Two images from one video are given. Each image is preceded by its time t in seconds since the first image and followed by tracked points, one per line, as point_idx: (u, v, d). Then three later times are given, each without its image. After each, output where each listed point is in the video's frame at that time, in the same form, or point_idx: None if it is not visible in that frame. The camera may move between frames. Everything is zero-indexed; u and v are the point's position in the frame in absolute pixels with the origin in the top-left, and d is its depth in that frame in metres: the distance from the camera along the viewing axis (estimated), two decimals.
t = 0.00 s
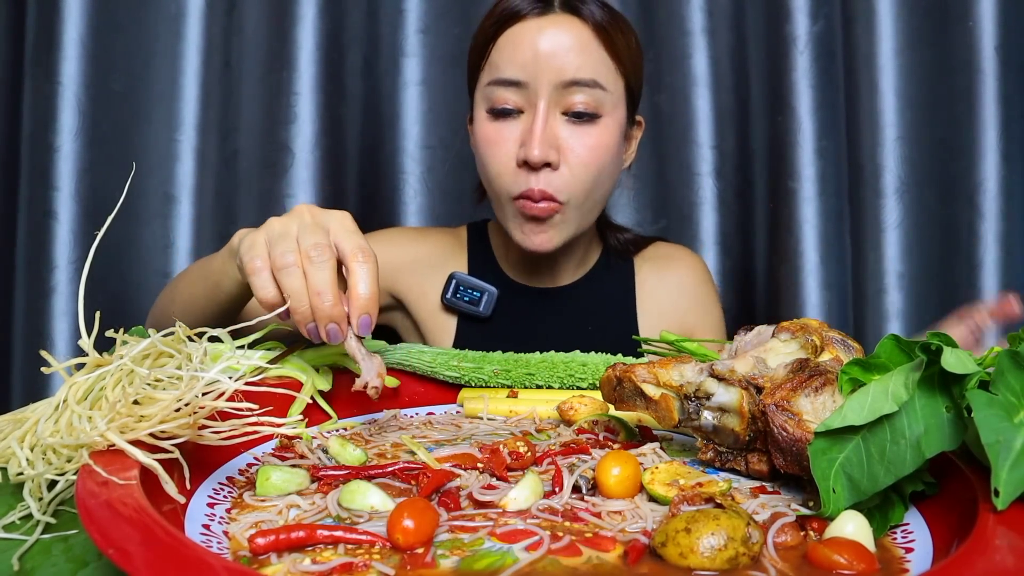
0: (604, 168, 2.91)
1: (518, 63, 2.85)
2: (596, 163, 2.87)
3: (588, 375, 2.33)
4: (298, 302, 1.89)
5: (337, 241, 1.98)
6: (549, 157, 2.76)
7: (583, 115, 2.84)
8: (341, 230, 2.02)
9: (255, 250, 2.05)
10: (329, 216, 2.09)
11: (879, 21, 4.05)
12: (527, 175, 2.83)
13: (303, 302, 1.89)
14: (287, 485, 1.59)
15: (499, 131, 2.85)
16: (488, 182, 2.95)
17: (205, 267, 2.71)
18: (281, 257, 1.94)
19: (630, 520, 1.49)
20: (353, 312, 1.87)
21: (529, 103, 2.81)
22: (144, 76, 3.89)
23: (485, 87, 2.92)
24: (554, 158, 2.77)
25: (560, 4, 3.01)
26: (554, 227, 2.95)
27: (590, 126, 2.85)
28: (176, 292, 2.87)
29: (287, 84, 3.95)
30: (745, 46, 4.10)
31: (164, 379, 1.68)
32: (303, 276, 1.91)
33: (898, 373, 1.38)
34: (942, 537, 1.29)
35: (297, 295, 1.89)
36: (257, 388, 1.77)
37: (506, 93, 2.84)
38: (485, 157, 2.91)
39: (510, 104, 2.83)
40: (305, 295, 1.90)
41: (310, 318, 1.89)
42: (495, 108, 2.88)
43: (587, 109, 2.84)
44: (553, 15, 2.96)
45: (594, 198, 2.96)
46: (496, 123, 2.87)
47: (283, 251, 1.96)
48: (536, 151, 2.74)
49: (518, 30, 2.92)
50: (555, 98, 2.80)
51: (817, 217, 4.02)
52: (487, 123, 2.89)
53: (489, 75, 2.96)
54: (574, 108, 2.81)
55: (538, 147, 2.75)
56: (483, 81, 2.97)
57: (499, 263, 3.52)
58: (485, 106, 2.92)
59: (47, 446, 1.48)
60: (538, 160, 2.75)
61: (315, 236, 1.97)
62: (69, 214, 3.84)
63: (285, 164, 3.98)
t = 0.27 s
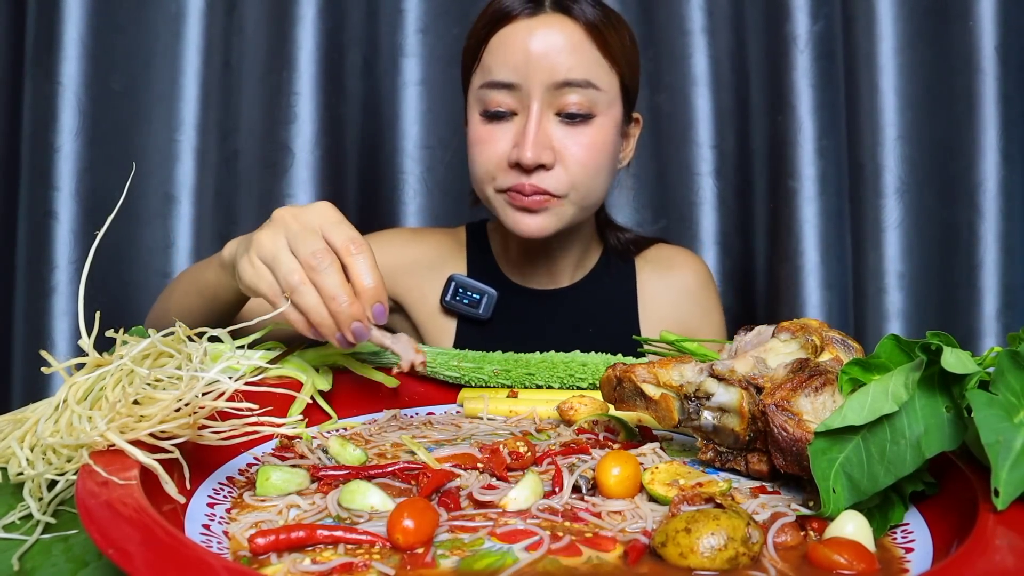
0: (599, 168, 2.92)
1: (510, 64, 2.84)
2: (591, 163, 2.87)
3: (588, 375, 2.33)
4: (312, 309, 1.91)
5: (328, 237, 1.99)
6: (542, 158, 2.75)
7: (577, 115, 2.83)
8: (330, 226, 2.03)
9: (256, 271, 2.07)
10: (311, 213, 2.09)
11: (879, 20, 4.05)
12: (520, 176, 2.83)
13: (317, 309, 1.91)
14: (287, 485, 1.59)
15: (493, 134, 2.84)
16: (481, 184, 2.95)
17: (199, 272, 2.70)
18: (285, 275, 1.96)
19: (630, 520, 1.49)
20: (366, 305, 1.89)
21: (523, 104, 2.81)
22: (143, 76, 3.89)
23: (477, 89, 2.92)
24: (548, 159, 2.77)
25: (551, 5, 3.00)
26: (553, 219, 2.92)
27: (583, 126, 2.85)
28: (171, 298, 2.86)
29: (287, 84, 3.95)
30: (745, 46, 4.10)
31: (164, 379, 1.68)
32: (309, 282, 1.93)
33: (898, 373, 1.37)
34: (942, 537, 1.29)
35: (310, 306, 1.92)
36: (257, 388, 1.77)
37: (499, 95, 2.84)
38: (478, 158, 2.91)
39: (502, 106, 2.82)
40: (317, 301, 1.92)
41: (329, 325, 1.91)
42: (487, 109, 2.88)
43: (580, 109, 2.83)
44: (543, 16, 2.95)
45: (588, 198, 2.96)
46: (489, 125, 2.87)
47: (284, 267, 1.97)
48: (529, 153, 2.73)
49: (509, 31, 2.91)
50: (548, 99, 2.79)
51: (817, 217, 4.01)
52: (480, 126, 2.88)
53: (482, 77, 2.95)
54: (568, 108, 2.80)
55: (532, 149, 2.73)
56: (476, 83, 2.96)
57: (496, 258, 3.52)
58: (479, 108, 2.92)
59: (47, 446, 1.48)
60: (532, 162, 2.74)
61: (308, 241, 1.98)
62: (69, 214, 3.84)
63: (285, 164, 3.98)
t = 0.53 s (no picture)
0: (613, 170, 2.90)
1: (526, 62, 2.83)
2: (605, 165, 2.86)
3: (588, 375, 2.32)
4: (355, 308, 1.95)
5: (336, 235, 1.97)
6: (554, 159, 2.74)
7: (593, 117, 2.82)
8: (331, 221, 1.99)
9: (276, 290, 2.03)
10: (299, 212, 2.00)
11: (879, 20, 4.05)
12: (532, 177, 2.82)
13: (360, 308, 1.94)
14: (287, 485, 1.59)
15: (506, 132, 2.84)
16: (493, 185, 2.95)
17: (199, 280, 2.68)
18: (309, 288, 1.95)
19: (630, 520, 1.49)
20: (400, 288, 1.95)
21: (537, 103, 2.81)
22: (143, 76, 3.89)
23: (491, 86, 2.92)
24: (561, 160, 2.76)
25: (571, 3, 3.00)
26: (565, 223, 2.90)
27: (599, 128, 2.84)
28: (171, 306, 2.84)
29: (287, 84, 3.95)
30: (745, 46, 4.10)
31: (164, 379, 1.68)
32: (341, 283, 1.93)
33: (898, 373, 1.37)
34: (942, 537, 1.29)
35: (354, 309, 1.95)
36: (257, 388, 1.76)
37: (512, 93, 2.84)
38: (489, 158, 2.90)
39: (516, 104, 2.82)
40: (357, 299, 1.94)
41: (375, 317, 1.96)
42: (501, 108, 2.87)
43: (596, 111, 2.82)
44: (564, 13, 2.95)
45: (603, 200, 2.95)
46: (502, 123, 2.87)
47: (304, 279, 1.95)
48: (541, 153, 2.72)
49: (526, 29, 2.91)
50: (563, 99, 2.79)
51: (817, 217, 4.02)
52: (493, 124, 2.88)
53: (496, 74, 2.95)
54: (584, 109, 2.80)
55: (544, 149, 2.73)
56: (490, 80, 2.96)
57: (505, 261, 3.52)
58: (491, 106, 2.91)
59: (47, 446, 1.48)
60: (545, 163, 2.73)
61: (314, 248, 1.94)
62: (69, 214, 3.84)
63: (286, 165, 3.99)
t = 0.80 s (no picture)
0: (626, 172, 2.82)
1: (542, 52, 2.78)
2: (618, 166, 2.78)
3: (588, 375, 2.32)
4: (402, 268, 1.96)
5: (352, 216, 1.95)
6: (566, 155, 2.66)
7: (608, 113, 2.76)
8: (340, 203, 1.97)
9: (317, 285, 2.06)
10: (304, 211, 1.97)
11: (879, 20, 4.05)
12: (541, 174, 2.73)
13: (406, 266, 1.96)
14: (287, 485, 1.59)
15: (517, 124, 2.77)
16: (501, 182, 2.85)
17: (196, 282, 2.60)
18: (353, 272, 1.96)
19: (630, 520, 1.49)
20: (432, 232, 1.95)
21: (551, 95, 2.75)
22: (143, 76, 3.89)
23: (505, 75, 2.86)
24: (572, 158, 2.67)
25: None
26: (571, 229, 2.81)
27: (614, 126, 2.78)
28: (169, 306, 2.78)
29: (287, 84, 3.95)
30: (746, 45, 4.09)
31: (164, 379, 1.68)
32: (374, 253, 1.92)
33: (898, 373, 1.37)
34: (942, 537, 1.29)
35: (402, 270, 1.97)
36: (257, 388, 1.76)
37: (526, 83, 2.79)
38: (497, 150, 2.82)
39: (531, 96, 2.77)
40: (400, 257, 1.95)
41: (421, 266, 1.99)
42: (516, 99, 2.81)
43: (613, 107, 2.77)
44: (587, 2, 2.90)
45: (614, 204, 2.85)
46: (513, 113, 2.81)
47: (344, 265, 1.96)
48: (552, 148, 2.64)
49: (545, 17, 2.86)
50: (579, 93, 2.73)
51: (817, 217, 4.02)
52: (504, 114, 2.82)
53: (511, 62, 2.89)
54: (601, 104, 2.74)
55: (556, 144, 2.65)
56: (505, 68, 2.91)
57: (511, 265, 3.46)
58: (504, 96, 2.86)
59: (47, 446, 1.48)
60: (556, 158, 2.65)
61: (336, 235, 1.93)
62: (69, 214, 3.84)
63: (286, 165, 3.99)
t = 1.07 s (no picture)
0: (609, 165, 2.61)
1: (527, 34, 2.61)
2: (599, 157, 2.57)
3: (588, 375, 2.32)
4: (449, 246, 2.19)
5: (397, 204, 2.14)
6: (541, 141, 2.48)
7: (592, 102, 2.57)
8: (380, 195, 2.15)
9: (361, 274, 2.21)
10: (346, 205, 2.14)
11: (879, 21, 4.05)
12: (515, 162, 2.54)
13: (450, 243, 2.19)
14: (287, 485, 1.59)
15: (496, 109, 2.62)
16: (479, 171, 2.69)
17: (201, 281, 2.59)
18: (403, 258, 2.15)
19: (630, 520, 1.49)
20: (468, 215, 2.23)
21: (532, 80, 2.58)
22: (143, 75, 3.89)
23: (490, 60, 2.72)
24: (547, 145, 2.48)
25: None
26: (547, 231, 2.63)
27: (599, 115, 2.59)
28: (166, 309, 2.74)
29: (287, 84, 3.95)
30: (746, 46, 4.09)
31: (164, 379, 1.68)
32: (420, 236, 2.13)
33: (899, 373, 1.37)
34: (942, 537, 1.29)
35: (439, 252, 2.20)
36: (257, 388, 1.76)
37: (510, 67, 2.63)
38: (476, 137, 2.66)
39: (512, 80, 2.62)
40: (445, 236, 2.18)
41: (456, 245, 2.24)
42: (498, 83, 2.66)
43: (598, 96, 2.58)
44: None
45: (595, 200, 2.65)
46: (495, 99, 2.66)
47: (393, 252, 2.14)
48: (525, 133, 2.47)
49: None
50: (562, 77, 2.56)
51: (818, 217, 4.02)
52: (485, 99, 2.67)
53: (497, 46, 2.74)
54: (584, 91, 2.55)
55: (530, 129, 2.47)
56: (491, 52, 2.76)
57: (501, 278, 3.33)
58: (488, 81, 2.71)
59: (47, 446, 1.48)
60: (528, 145, 2.46)
61: (387, 224, 2.12)
62: (70, 214, 3.84)
63: (285, 164, 3.99)
